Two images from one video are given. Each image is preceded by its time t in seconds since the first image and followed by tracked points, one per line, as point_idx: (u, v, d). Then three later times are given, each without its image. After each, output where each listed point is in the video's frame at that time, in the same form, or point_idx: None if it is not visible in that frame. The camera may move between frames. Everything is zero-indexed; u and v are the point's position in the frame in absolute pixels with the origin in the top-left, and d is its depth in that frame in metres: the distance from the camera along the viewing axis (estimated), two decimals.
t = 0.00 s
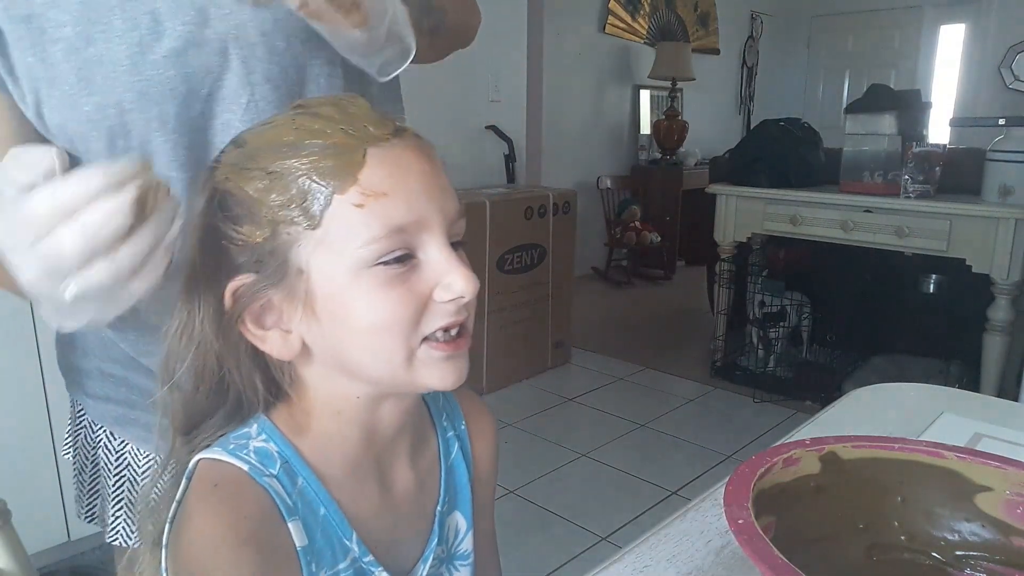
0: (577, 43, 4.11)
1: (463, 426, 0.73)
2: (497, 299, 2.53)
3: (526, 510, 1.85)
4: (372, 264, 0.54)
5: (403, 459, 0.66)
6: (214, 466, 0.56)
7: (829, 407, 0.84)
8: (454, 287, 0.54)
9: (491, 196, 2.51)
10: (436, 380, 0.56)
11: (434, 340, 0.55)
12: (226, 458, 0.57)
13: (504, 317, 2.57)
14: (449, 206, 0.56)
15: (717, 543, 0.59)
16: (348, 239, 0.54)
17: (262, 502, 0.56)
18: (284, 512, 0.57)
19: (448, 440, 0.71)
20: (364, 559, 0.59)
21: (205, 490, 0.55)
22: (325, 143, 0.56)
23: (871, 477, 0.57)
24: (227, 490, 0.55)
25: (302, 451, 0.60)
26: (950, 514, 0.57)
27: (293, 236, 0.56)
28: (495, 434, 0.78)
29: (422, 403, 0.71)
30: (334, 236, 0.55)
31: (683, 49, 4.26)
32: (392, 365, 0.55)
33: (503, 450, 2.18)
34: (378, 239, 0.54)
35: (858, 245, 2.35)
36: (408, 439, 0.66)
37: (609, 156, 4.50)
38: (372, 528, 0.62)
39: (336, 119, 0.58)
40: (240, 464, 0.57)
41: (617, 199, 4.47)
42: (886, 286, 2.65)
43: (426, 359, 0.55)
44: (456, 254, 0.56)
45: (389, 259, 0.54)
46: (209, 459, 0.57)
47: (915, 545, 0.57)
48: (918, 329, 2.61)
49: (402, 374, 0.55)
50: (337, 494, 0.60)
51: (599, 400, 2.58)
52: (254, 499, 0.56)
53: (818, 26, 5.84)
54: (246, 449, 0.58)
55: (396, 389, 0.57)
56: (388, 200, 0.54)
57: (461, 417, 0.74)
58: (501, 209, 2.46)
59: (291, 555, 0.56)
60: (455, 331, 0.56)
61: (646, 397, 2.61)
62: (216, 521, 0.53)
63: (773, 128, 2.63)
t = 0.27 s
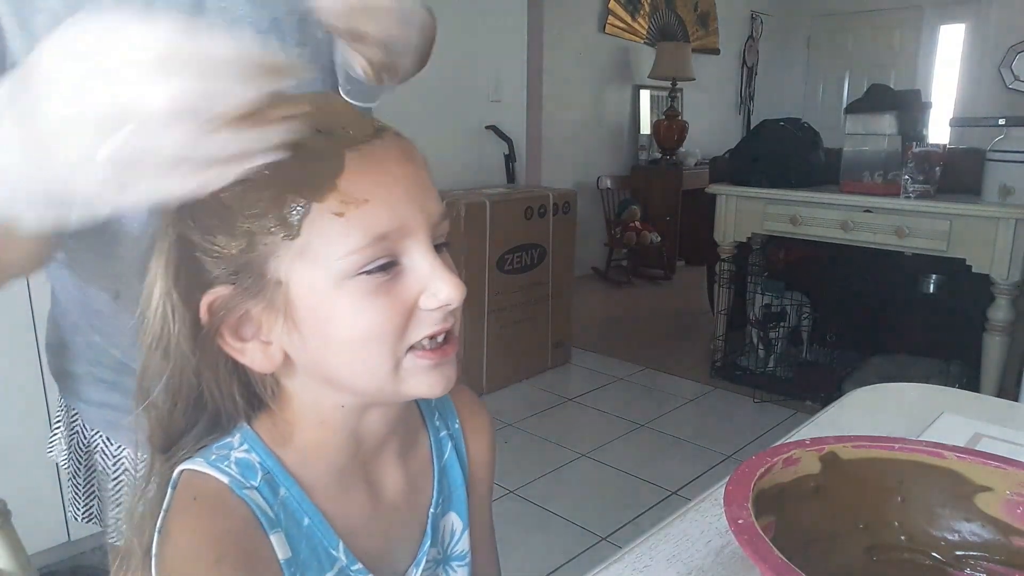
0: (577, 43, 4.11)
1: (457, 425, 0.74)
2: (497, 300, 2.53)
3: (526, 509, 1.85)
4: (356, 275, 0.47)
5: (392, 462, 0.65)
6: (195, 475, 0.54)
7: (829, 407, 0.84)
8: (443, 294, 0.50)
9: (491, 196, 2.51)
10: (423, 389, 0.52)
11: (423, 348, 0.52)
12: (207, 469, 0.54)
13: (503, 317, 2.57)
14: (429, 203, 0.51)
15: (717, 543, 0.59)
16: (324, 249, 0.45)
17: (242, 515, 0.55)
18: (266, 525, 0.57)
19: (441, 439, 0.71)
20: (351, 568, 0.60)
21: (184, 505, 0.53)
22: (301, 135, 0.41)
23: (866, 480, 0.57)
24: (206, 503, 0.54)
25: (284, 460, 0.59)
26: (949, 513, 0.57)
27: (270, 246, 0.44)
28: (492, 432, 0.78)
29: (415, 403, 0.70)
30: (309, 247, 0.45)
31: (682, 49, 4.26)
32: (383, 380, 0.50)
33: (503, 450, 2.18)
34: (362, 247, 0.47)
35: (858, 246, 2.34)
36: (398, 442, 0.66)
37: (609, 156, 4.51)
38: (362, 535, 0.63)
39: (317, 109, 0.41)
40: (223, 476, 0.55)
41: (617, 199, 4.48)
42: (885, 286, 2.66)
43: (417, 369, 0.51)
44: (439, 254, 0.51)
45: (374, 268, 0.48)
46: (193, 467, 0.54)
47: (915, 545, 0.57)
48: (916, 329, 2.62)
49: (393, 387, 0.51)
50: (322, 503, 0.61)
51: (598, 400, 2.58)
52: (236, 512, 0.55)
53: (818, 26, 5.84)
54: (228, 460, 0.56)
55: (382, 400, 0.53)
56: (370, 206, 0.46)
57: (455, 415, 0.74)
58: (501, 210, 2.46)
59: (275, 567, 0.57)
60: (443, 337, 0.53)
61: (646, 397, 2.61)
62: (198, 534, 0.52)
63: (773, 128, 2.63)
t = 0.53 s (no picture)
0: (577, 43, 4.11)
1: (457, 426, 0.74)
2: (497, 300, 2.53)
3: (526, 509, 1.86)
4: (350, 278, 0.51)
5: (389, 465, 0.66)
6: (189, 482, 0.57)
7: (829, 407, 0.84)
8: (439, 297, 0.52)
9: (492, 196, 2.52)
10: (420, 394, 0.54)
11: (420, 352, 0.54)
12: (203, 474, 0.57)
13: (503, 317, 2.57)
14: (430, 211, 0.54)
15: (718, 543, 0.59)
16: (321, 250, 0.51)
17: (239, 519, 0.56)
18: (262, 530, 0.57)
19: (442, 440, 0.72)
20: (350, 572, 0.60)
21: (180, 509, 0.56)
22: (294, 144, 0.49)
23: (867, 480, 0.57)
24: (200, 507, 0.55)
25: (279, 464, 0.60)
26: (950, 514, 0.57)
27: (265, 249, 0.52)
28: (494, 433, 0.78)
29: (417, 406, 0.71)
30: (307, 247, 0.51)
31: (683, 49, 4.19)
32: (377, 381, 0.53)
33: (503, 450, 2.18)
34: (358, 252, 0.51)
35: (858, 246, 2.35)
36: (396, 446, 0.66)
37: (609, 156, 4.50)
38: (362, 540, 0.62)
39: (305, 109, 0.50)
40: (217, 481, 0.57)
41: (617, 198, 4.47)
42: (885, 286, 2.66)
43: (412, 373, 0.54)
44: (439, 262, 0.53)
45: (369, 271, 0.51)
46: (188, 474, 0.57)
47: (915, 545, 0.57)
48: (917, 330, 2.62)
49: (387, 390, 0.54)
50: (318, 508, 0.61)
51: (598, 400, 2.58)
52: (229, 514, 0.56)
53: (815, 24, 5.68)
54: (224, 465, 0.59)
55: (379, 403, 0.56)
56: (365, 208, 0.50)
57: (455, 417, 0.74)
58: (501, 210, 2.46)
59: (273, 570, 0.56)
60: (442, 341, 0.55)
61: (646, 397, 2.61)
62: (193, 537, 0.54)
63: (773, 128, 2.63)
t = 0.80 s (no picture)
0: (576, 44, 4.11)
1: (463, 426, 0.73)
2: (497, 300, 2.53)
3: (527, 509, 1.86)
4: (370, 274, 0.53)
5: (396, 464, 0.66)
6: (200, 477, 0.57)
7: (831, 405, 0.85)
8: (456, 297, 0.53)
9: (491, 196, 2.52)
10: (433, 393, 0.55)
11: (434, 352, 0.55)
12: (215, 468, 0.57)
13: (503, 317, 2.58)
14: (448, 213, 0.56)
15: (717, 544, 0.59)
16: (344, 245, 0.54)
17: (250, 514, 0.56)
18: (274, 524, 0.57)
19: (448, 441, 0.71)
20: (358, 569, 0.60)
21: (193, 502, 0.56)
22: (318, 144, 0.56)
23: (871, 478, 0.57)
24: (209, 503, 0.55)
25: (290, 460, 0.60)
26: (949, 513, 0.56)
27: (288, 243, 0.56)
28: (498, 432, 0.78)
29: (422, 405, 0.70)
30: (329, 243, 0.54)
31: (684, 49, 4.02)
32: (390, 377, 0.55)
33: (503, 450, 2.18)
34: (377, 250, 0.53)
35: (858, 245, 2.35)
36: (402, 445, 0.66)
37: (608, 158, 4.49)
38: (371, 537, 0.62)
39: (330, 117, 0.57)
40: (229, 475, 0.57)
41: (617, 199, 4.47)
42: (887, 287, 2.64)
43: (425, 371, 0.55)
44: (456, 263, 0.55)
45: (388, 269, 0.53)
46: (197, 470, 0.57)
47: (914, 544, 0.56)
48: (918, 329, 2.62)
49: (400, 387, 0.55)
50: (328, 504, 0.61)
51: (598, 400, 2.58)
52: (242, 508, 0.56)
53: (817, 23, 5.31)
54: (236, 460, 0.58)
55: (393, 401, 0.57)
56: (387, 207, 0.54)
57: (461, 417, 0.74)
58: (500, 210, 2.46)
59: (282, 566, 0.56)
60: (456, 341, 0.56)
61: (646, 396, 2.61)
62: (204, 533, 0.54)
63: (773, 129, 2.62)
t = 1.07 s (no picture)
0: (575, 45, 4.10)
1: (467, 429, 0.73)
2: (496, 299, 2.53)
3: (526, 510, 1.86)
4: (387, 271, 0.54)
5: (402, 463, 0.66)
6: (207, 475, 0.56)
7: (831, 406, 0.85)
8: (468, 297, 0.54)
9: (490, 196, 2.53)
10: (445, 393, 0.56)
11: (446, 352, 0.56)
12: (222, 466, 0.57)
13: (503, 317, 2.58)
14: (463, 214, 0.57)
15: (718, 544, 0.59)
16: (360, 241, 0.54)
17: (257, 511, 0.56)
18: (282, 522, 0.57)
19: (452, 443, 0.71)
20: (363, 568, 0.60)
21: (200, 499, 0.55)
22: (339, 141, 0.56)
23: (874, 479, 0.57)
24: (216, 500, 0.55)
25: (298, 459, 0.60)
26: (950, 514, 0.57)
27: (304, 238, 0.56)
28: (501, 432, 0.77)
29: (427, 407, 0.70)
30: (346, 239, 0.55)
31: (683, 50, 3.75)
32: (402, 375, 0.55)
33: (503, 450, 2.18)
34: (394, 246, 0.54)
35: (858, 246, 2.35)
36: (408, 445, 0.67)
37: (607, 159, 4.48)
38: (377, 535, 0.63)
39: (350, 116, 0.58)
40: (237, 473, 0.57)
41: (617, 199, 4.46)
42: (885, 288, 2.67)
43: (438, 370, 0.55)
44: (470, 263, 0.55)
45: (405, 266, 0.54)
46: (206, 467, 0.57)
47: (914, 545, 0.58)
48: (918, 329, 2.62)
49: (412, 386, 0.56)
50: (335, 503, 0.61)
51: (598, 400, 2.58)
52: (250, 505, 0.56)
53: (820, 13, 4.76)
54: (244, 458, 0.58)
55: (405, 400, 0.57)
56: (403, 204, 0.54)
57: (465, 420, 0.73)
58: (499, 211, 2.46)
59: (289, 563, 0.56)
60: (466, 342, 0.57)
61: (647, 397, 2.61)
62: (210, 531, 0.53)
63: (773, 129, 2.63)
